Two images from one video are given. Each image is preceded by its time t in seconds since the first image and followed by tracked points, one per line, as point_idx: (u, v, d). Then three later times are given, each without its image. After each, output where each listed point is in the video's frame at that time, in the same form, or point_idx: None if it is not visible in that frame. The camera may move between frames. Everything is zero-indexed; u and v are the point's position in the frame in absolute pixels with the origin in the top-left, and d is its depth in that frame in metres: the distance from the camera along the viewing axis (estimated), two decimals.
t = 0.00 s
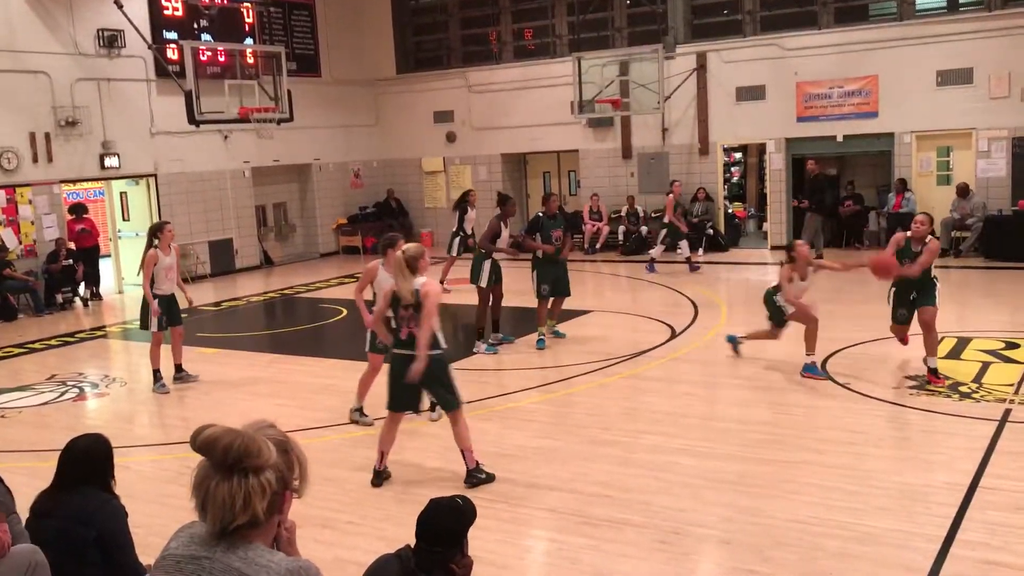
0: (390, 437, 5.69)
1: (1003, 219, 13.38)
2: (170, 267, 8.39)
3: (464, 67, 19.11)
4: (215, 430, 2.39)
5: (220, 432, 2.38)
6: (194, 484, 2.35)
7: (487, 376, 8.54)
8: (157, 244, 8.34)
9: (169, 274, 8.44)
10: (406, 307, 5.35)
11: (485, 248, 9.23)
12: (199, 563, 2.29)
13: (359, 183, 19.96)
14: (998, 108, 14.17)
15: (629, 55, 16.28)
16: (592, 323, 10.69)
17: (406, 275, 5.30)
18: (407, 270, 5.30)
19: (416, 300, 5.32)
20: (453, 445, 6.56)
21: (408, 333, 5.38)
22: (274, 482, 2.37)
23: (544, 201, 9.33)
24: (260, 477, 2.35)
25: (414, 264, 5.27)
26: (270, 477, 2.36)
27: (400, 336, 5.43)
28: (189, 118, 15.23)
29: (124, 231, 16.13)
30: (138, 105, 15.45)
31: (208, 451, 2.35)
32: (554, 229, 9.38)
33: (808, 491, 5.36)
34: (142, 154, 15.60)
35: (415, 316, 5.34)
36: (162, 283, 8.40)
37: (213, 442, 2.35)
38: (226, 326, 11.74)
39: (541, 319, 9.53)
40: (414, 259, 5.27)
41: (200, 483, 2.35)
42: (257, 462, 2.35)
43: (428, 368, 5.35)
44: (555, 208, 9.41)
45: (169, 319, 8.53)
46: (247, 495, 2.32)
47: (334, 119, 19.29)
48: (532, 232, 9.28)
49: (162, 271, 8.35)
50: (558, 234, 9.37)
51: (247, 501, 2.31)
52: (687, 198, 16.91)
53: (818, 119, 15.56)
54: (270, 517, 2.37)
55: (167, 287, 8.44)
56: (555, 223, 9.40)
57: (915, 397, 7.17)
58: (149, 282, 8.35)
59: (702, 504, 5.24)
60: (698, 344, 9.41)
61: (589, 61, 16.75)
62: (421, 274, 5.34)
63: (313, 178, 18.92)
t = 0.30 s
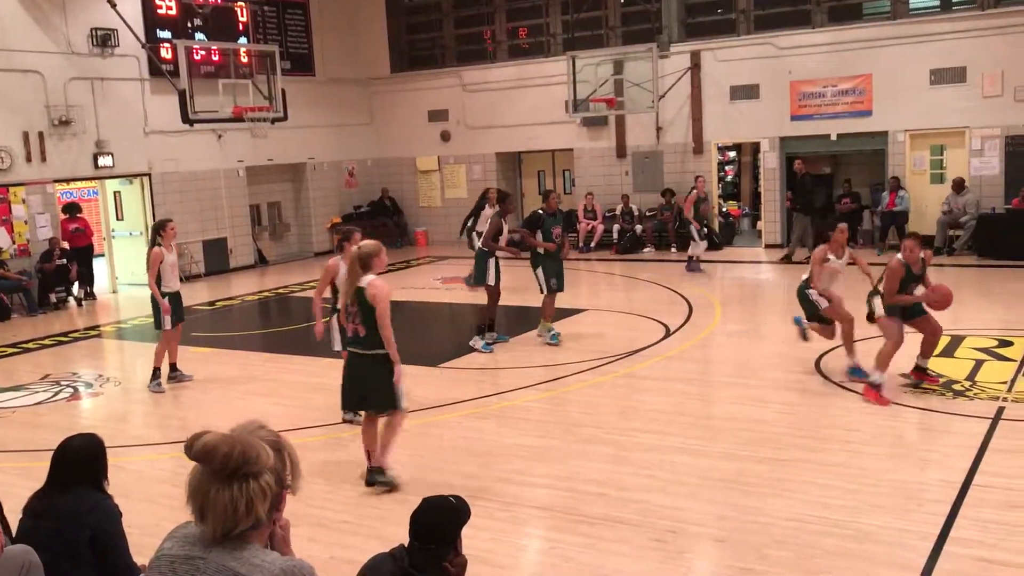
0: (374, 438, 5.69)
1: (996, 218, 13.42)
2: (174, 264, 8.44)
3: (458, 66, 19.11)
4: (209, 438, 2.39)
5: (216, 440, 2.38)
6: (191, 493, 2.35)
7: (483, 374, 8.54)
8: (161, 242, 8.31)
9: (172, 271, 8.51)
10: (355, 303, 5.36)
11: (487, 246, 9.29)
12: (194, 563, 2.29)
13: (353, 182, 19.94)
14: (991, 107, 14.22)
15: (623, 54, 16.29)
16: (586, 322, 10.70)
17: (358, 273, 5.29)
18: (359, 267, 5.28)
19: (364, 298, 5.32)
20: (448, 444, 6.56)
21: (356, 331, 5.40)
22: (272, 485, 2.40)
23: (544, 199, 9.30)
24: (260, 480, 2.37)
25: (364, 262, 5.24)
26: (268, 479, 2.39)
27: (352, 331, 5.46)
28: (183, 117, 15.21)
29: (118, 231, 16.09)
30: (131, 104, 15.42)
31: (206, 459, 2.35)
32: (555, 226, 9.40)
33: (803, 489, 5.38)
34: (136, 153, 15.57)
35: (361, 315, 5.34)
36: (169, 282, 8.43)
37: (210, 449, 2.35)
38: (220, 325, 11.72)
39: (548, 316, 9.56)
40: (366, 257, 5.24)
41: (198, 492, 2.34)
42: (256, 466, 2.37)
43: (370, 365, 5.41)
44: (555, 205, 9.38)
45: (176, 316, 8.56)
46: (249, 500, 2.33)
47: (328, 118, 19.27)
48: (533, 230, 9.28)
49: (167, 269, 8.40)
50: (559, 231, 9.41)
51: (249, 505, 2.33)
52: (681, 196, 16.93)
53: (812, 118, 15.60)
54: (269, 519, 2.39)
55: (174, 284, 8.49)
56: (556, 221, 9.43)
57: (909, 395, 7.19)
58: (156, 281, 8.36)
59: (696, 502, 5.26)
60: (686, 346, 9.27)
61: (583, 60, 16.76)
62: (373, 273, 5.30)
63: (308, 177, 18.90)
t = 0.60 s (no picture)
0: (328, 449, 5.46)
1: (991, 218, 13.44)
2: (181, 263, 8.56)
3: (453, 67, 19.12)
4: (205, 444, 2.38)
5: (211, 445, 2.38)
6: (188, 499, 2.33)
7: (479, 375, 8.54)
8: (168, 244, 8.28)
9: (178, 272, 8.60)
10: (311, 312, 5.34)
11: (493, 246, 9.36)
12: (190, 565, 2.29)
13: (349, 184, 19.93)
14: (985, 107, 14.26)
15: (619, 55, 16.30)
16: (582, 323, 10.71)
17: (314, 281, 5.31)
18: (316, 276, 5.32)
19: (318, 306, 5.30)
20: (444, 445, 6.56)
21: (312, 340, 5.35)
22: (269, 484, 2.42)
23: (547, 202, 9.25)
24: (259, 482, 2.38)
25: (319, 269, 5.29)
26: (264, 479, 2.40)
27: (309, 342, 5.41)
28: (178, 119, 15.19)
29: (113, 233, 16.05)
30: (126, 105, 15.39)
31: (204, 465, 2.34)
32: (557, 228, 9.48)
33: (799, 489, 5.39)
34: (131, 154, 15.54)
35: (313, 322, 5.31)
36: (174, 280, 8.54)
37: (208, 455, 2.35)
38: (215, 327, 11.71)
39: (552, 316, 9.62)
40: (322, 266, 5.29)
41: (195, 498, 2.33)
42: (254, 468, 2.38)
43: (320, 374, 5.33)
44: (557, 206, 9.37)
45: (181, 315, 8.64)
46: (249, 501, 2.34)
47: (323, 120, 19.25)
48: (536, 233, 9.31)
49: (174, 268, 8.52)
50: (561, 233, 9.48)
51: (249, 507, 2.34)
52: (677, 197, 16.94)
53: (807, 119, 15.62)
54: (268, 517, 2.41)
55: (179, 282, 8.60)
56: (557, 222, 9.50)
57: (904, 395, 7.20)
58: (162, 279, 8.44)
59: (692, 503, 5.26)
60: (688, 344, 9.39)
61: (578, 60, 16.76)
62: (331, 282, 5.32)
63: (303, 178, 18.89)
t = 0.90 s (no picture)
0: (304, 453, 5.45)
1: (989, 219, 13.45)
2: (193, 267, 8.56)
3: (452, 68, 19.12)
4: (193, 448, 2.38)
5: (200, 447, 2.38)
6: (178, 503, 2.32)
7: (477, 376, 8.54)
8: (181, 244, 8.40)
9: (190, 274, 8.60)
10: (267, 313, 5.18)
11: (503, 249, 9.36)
12: (183, 566, 2.29)
13: (347, 184, 19.93)
14: (983, 108, 14.28)
15: (617, 56, 16.29)
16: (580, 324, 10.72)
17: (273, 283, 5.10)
18: (275, 280, 5.10)
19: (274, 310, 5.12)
20: (442, 446, 6.55)
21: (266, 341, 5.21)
22: (260, 483, 2.43)
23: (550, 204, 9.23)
24: (250, 481, 2.39)
25: (278, 274, 5.06)
26: (255, 479, 2.41)
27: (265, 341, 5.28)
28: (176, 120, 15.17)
29: (111, 234, 16.04)
30: (125, 106, 15.39)
31: (193, 468, 2.34)
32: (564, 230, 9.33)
33: (798, 490, 5.39)
34: (129, 155, 15.53)
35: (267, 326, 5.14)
36: (184, 281, 8.57)
37: (197, 457, 2.35)
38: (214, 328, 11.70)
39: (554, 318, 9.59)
40: (280, 270, 5.07)
41: (186, 501, 2.32)
42: (243, 467, 2.39)
43: (273, 376, 5.21)
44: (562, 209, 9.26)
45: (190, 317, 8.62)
46: (242, 501, 2.35)
47: (322, 121, 19.24)
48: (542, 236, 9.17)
49: (185, 270, 8.53)
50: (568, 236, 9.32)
51: (243, 506, 2.35)
52: (675, 198, 16.94)
53: (805, 120, 15.63)
54: (260, 518, 2.41)
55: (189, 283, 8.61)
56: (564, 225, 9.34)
57: (902, 396, 7.21)
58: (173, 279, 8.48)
59: (691, 504, 5.26)
60: (689, 344, 9.41)
61: (576, 61, 16.74)
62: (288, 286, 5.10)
63: (301, 179, 18.89)
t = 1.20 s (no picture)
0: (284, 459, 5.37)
1: (989, 219, 13.44)
2: (199, 269, 8.62)
3: (451, 68, 19.12)
4: (207, 446, 2.45)
5: (213, 445, 2.45)
6: (187, 498, 2.36)
7: (477, 376, 8.54)
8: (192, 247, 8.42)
9: (198, 275, 8.69)
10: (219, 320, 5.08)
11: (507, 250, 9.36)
12: (182, 565, 2.28)
13: (346, 185, 19.92)
14: (982, 109, 14.29)
15: (617, 56, 16.26)
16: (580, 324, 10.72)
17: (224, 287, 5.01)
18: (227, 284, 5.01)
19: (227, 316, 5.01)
20: (442, 446, 6.55)
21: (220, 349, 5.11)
22: (268, 485, 2.49)
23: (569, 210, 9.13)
24: (258, 481, 2.45)
25: (231, 278, 4.98)
26: (263, 479, 2.47)
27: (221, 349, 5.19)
28: (176, 119, 15.18)
29: (111, 234, 16.04)
30: (124, 106, 15.39)
31: (206, 464, 2.40)
32: (579, 239, 9.13)
33: (797, 490, 5.39)
34: (128, 155, 15.52)
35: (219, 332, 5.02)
36: (190, 282, 8.66)
37: (210, 455, 2.42)
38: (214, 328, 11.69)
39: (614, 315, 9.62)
40: (233, 274, 5.00)
41: (194, 497, 2.36)
42: (254, 467, 2.45)
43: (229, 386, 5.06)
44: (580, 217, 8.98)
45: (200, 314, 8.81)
46: (250, 500, 2.40)
47: (322, 121, 19.25)
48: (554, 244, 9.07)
49: (192, 272, 8.59)
50: (582, 245, 9.12)
51: (251, 506, 2.40)
52: (675, 199, 16.93)
53: (805, 120, 15.63)
54: (265, 519, 2.45)
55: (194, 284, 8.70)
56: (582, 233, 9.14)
57: (902, 397, 7.21)
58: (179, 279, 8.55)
59: (691, 504, 5.26)
60: (689, 345, 9.41)
61: (576, 62, 16.72)
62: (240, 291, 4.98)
63: (301, 180, 18.88)
